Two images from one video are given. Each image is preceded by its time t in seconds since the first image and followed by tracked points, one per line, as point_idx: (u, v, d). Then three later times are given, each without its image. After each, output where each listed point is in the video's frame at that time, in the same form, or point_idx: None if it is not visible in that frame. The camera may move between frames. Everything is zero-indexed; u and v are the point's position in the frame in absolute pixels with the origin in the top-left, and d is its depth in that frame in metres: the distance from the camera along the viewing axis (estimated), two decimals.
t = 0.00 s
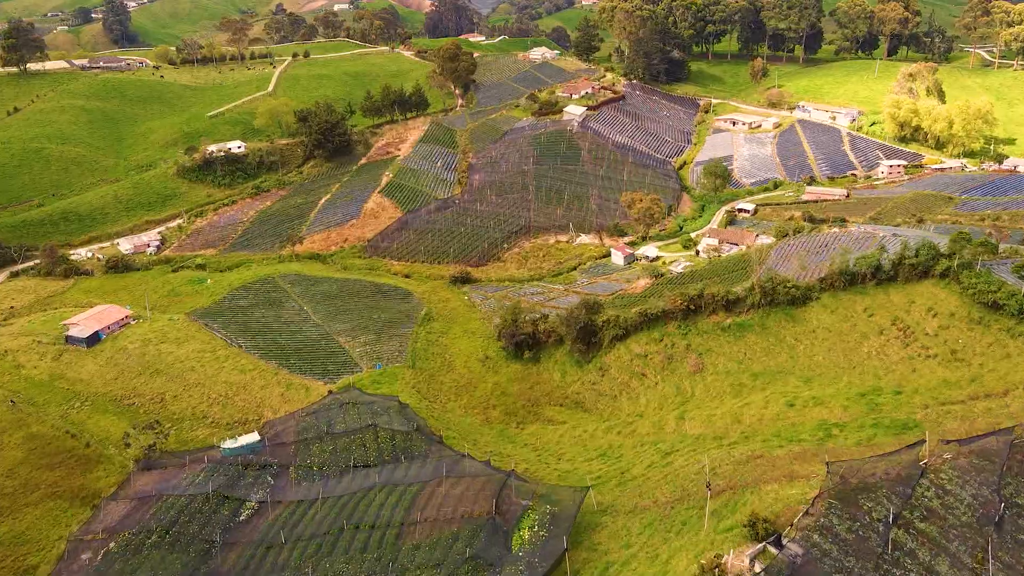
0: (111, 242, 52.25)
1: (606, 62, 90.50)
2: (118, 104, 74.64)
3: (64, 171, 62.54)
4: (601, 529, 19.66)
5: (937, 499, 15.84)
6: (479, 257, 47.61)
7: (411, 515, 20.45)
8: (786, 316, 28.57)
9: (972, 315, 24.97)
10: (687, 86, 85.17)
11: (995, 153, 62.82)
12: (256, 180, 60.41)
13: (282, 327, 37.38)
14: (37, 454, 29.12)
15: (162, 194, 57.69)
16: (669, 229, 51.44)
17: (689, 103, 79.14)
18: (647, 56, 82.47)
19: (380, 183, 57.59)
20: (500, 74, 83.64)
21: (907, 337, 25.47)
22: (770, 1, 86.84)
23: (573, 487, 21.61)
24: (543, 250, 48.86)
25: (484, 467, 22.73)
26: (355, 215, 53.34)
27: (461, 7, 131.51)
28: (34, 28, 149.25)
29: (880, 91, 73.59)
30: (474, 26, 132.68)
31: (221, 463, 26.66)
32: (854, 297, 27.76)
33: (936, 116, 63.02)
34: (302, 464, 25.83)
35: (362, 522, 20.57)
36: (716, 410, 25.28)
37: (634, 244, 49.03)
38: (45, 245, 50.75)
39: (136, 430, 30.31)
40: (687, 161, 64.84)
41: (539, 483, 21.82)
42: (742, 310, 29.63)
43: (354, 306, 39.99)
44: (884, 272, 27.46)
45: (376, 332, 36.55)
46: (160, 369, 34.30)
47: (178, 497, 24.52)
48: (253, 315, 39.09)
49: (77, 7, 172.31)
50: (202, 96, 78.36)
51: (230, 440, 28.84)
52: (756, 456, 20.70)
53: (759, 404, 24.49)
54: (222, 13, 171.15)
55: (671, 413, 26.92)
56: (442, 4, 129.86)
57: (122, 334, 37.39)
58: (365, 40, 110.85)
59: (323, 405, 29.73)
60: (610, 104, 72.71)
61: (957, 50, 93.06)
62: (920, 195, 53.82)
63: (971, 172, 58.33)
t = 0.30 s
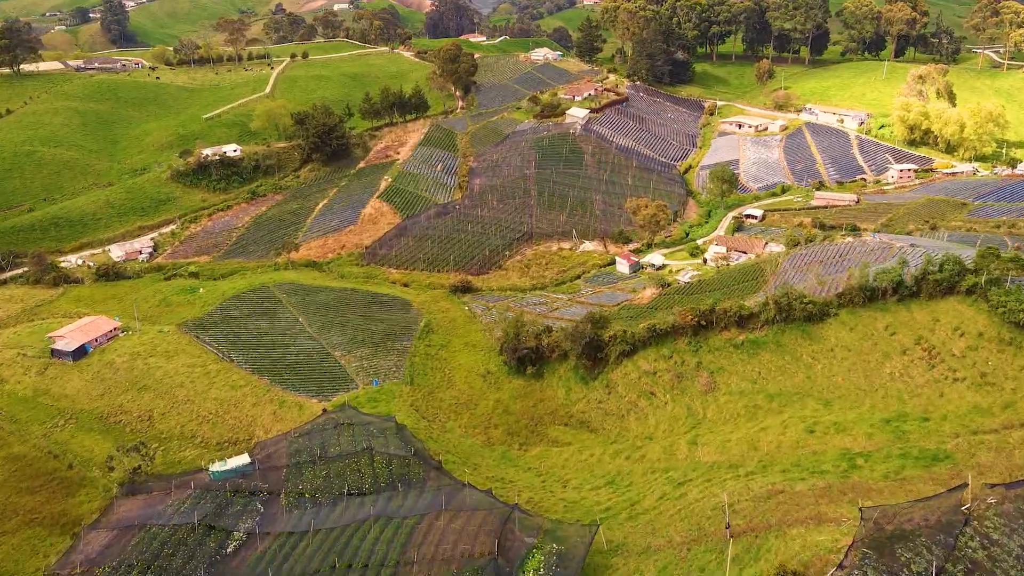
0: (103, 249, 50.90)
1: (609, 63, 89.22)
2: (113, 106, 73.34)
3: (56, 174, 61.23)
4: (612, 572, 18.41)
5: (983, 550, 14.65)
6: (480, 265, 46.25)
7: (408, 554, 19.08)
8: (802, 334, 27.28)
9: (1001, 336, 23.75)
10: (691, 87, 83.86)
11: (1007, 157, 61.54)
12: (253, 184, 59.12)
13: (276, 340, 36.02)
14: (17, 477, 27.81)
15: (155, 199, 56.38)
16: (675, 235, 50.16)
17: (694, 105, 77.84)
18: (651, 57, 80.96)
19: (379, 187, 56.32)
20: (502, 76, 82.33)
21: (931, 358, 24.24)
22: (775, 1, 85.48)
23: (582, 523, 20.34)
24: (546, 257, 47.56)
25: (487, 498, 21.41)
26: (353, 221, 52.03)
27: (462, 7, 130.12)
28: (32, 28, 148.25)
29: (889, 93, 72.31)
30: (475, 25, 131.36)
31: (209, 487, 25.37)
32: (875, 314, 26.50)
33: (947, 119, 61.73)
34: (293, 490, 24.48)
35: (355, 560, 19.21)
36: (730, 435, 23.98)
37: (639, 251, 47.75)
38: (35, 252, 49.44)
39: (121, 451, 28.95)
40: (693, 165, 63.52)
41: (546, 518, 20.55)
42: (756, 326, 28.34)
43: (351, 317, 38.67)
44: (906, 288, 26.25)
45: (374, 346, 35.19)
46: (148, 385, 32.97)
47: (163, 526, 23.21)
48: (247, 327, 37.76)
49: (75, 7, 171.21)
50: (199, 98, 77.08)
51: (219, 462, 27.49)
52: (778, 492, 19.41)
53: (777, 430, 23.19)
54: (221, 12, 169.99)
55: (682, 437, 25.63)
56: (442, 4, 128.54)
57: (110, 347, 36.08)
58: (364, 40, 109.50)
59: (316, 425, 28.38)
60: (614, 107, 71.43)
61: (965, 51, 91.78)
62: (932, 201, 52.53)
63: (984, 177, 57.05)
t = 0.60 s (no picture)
0: (94, 257, 49.59)
1: (612, 65, 87.84)
2: (107, 109, 72.01)
3: (47, 179, 59.90)
4: None
5: None
6: (482, 275, 44.87)
7: None
8: (821, 355, 25.91)
9: None
10: (696, 89, 82.49)
11: (1020, 162, 60.11)
12: (248, 190, 57.78)
13: (269, 355, 34.63)
14: None
15: (148, 205, 55.04)
16: (681, 243, 48.82)
17: (699, 108, 76.47)
18: (655, 59, 79.56)
19: (377, 193, 54.95)
20: (503, 78, 80.95)
21: (959, 385, 22.93)
22: (782, 1, 84.01)
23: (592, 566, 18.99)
24: (549, 266, 46.17)
25: (491, 537, 20.10)
26: (350, 228, 50.65)
27: (462, 7, 128.63)
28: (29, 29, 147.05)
29: (898, 97, 70.95)
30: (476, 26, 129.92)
31: (195, 518, 24.02)
32: (897, 335, 25.23)
33: (959, 123, 60.27)
34: (284, 522, 23.14)
35: None
36: (747, 465, 22.63)
37: (645, 260, 46.40)
38: (23, 260, 48.09)
39: (105, 477, 27.55)
40: (698, 170, 62.19)
41: (553, 563, 19.25)
42: (771, 345, 26.95)
43: (347, 331, 37.28)
44: (931, 308, 25.02)
45: (370, 362, 33.79)
46: (135, 405, 31.61)
47: (145, 562, 21.88)
48: (239, 341, 36.38)
49: (73, 7, 170.06)
50: (195, 101, 75.76)
51: (206, 488, 26.07)
52: (803, 537, 18.12)
53: (796, 461, 21.87)
54: (220, 13, 168.71)
55: (696, 464, 24.27)
56: (443, 4, 127.19)
57: (97, 364, 34.73)
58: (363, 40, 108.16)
59: (309, 449, 26.98)
60: (617, 110, 70.06)
61: (974, 52, 90.31)
62: (946, 207, 51.09)
63: (998, 182, 55.62)
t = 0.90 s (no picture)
0: (84, 265, 48.34)
1: (614, 66, 86.51)
2: (101, 111, 70.75)
3: (38, 183, 58.63)
4: None
5: None
6: (482, 284, 43.50)
7: None
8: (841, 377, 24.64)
9: None
10: (700, 91, 81.19)
11: None
12: (243, 195, 56.51)
13: (261, 371, 33.26)
14: None
15: (141, 211, 53.76)
16: (688, 251, 47.53)
17: (703, 110, 75.19)
18: (658, 60, 78.13)
19: (375, 198, 53.67)
20: (504, 79, 79.65)
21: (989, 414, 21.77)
22: (787, 2, 82.88)
23: None
24: (552, 274, 44.86)
25: None
26: (348, 234, 49.33)
27: (463, 7, 127.28)
28: (28, 29, 145.91)
29: (907, 99, 69.63)
30: (477, 26, 128.60)
31: (179, 550, 22.74)
32: (921, 356, 24.01)
33: (971, 127, 58.80)
34: (273, 556, 21.87)
35: None
36: (764, 497, 21.37)
37: (650, 268, 45.12)
38: (11, 269, 46.81)
39: (86, 503, 26.26)
40: (704, 174, 60.91)
41: None
42: (786, 365, 25.68)
43: (342, 344, 35.97)
44: (958, 328, 23.78)
45: (366, 378, 32.46)
46: (120, 424, 30.30)
47: None
48: (230, 354, 35.05)
49: (72, 7, 168.97)
50: (191, 103, 74.49)
51: (192, 516, 24.75)
52: None
53: (818, 494, 20.60)
54: (220, 13, 167.62)
55: (709, 494, 23.00)
56: (443, 4, 125.87)
57: (82, 379, 33.43)
58: (362, 41, 106.90)
59: (300, 473, 25.64)
60: (621, 112, 68.76)
61: (982, 53, 88.89)
62: (959, 213, 49.73)
63: (1011, 187, 54.25)
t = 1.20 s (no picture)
0: (75, 274, 47.06)
1: (618, 69, 85.23)
2: (96, 114, 69.49)
3: (30, 189, 57.34)
4: None
5: None
6: (483, 295, 42.09)
7: None
8: (863, 403, 23.42)
9: None
10: (705, 94, 79.86)
11: None
12: (239, 201, 55.24)
13: (254, 388, 31.95)
14: None
15: (134, 217, 52.47)
16: (695, 260, 46.21)
17: (709, 113, 73.88)
18: (663, 62, 76.93)
19: (374, 204, 52.37)
20: (506, 81, 78.34)
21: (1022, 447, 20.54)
22: (794, 3, 81.29)
23: None
24: (555, 284, 43.51)
25: None
26: (345, 242, 48.02)
27: (465, 8, 125.97)
28: (26, 29, 144.71)
29: (917, 103, 68.17)
30: (478, 26, 127.35)
31: None
32: (950, 382, 23.04)
33: (984, 131, 57.13)
34: None
35: None
36: (784, 535, 20.10)
37: (656, 278, 43.80)
38: None
39: (66, 532, 24.96)
40: (710, 180, 59.61)
41: None
42: (804, 389, 24.43)
43: (338, 360, 34.65)
44: (989, 352, 22.85)
45: (363, 396, 31.15)
46: (105, 445, 29.00)
47: None
48: (221, 370, 33.71)
49: (71, 8, 167.89)
50: (188, 105, 73.21)
51: (177, 548, 23.44)
52: None
53: (843, 534, 19.33)
54: (220, 13, 166.69)
55: (725, 528, 21.70)
56: (444, 5, 124.59)
57: (67, 397, 32.13)
58: (362, 42, 105.67)
59: (291, 502, 24.33)
60: (625, 116, 67.43)
61: (992, 55, 87.48)
62: (974, 220, 48.32)
63: None
